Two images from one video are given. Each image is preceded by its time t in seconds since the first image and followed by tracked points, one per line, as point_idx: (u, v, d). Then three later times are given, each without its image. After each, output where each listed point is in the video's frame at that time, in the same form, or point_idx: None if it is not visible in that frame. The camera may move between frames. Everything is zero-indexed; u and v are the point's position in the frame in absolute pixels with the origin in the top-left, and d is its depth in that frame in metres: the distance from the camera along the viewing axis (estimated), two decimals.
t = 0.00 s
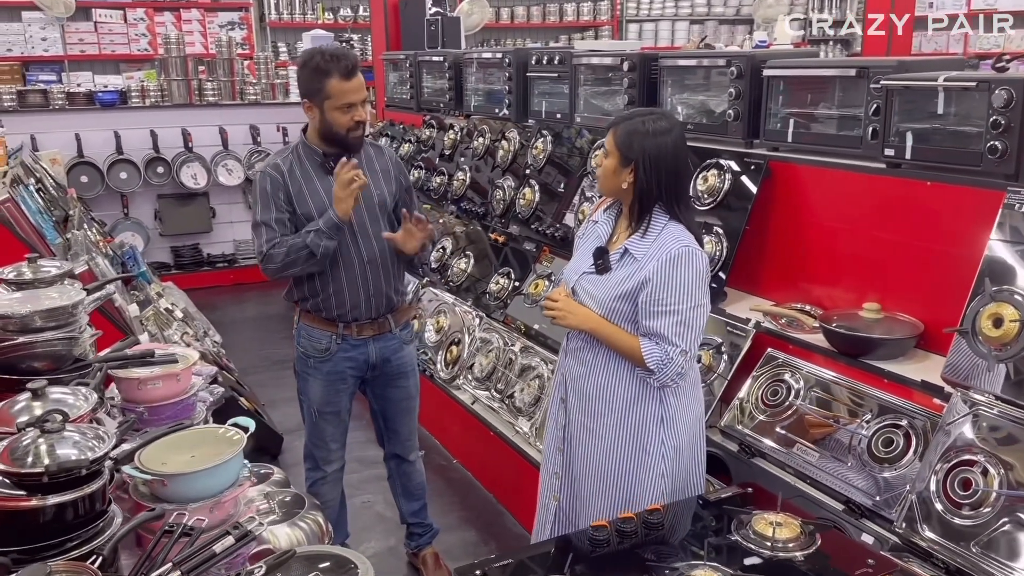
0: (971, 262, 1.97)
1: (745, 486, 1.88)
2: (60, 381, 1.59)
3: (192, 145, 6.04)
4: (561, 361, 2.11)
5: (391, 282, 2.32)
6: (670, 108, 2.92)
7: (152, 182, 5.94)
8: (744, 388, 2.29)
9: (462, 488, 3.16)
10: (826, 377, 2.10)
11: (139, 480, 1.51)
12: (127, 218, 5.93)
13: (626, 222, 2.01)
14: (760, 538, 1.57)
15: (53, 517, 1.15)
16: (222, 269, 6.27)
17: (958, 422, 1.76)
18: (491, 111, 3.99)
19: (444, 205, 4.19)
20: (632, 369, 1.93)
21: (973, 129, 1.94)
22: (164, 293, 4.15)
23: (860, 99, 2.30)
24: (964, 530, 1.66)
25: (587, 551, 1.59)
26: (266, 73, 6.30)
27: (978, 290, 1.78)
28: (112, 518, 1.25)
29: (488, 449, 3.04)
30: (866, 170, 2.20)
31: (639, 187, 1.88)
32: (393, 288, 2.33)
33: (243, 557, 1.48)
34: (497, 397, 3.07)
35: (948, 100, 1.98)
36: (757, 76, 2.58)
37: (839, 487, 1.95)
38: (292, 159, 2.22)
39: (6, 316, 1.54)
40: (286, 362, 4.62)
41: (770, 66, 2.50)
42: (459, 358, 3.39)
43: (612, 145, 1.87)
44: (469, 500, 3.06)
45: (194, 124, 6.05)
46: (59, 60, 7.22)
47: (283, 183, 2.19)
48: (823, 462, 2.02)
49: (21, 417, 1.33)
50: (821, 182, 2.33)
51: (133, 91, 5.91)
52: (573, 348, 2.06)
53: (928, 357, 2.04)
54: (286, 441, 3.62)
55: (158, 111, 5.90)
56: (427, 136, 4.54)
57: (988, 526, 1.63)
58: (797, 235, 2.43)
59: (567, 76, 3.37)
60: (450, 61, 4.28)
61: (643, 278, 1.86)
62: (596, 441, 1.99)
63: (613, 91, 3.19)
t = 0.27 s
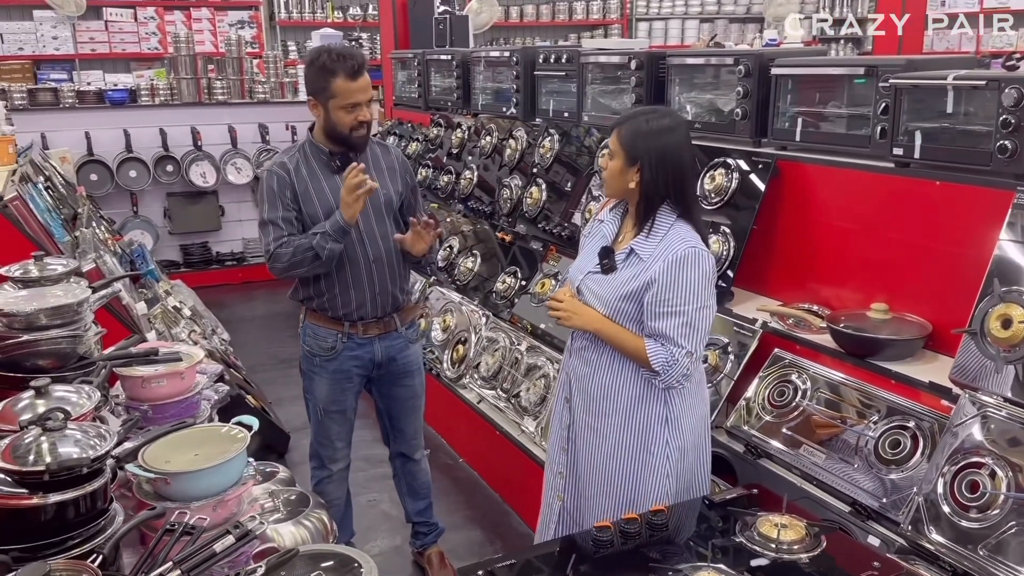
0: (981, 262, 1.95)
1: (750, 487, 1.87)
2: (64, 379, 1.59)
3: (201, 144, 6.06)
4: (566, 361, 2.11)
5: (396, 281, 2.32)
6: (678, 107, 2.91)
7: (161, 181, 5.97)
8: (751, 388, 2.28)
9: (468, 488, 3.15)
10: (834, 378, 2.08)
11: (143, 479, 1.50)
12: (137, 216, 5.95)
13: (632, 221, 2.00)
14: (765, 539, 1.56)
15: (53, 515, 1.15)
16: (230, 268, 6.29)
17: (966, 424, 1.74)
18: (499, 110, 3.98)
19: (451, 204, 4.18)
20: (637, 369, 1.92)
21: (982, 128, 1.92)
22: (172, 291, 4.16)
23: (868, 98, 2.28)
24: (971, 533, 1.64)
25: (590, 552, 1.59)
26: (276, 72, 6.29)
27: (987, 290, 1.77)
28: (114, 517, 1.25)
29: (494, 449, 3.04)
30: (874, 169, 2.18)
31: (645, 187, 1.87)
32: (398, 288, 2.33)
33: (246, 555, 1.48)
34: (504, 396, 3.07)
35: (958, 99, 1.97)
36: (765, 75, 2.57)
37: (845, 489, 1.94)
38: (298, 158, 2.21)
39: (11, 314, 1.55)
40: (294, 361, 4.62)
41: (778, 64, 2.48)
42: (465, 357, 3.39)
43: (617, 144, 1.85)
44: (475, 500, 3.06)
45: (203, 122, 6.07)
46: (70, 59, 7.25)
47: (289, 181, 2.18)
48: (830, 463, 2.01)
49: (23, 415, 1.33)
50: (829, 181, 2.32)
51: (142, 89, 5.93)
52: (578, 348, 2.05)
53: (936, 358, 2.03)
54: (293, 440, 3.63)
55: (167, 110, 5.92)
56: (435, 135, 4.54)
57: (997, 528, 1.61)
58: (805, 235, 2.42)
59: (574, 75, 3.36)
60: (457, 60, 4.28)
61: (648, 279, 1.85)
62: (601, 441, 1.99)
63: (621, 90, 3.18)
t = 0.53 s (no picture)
0: (987, 262, 1.93)
1: (752, 487, 1.86)
2: (65, 375, 1.60)
3: (207, 140, 6.07)
4: (568, 359, 2.10)
5: (399, 278, 2.31)
6: (683, 105, 2.89)
7: (168, 177, 5.98)
8: (755, 387, 2.27)
9: (471, 485, 3.15)
10: (838, 378, 2.07)
11: (142, 476, 1.50)
12: (143, 213, 5.97)
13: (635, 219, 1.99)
14: (767, 540, 1.55)
15: (51, 513, 1.15)
16: (236, 264, 6.30)
17: (972, 424, 1.73)
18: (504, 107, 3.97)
19: (456, 201, 4.17)
20: (640, 368, 1.91)
21: (989, 126, 1.91)
22: (178, 288, 4.17)
23: (875, 96, 2.26)
24: (976, 535, 1.63)
25: (591, 552, 1.58)
26: (282, 69, 6.27)
27: (993, 290, 1.75)
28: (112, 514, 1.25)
29: (497, 446, 3.03)
30: (881, 168, 2.17)
31: (648, 185, 1.86)
32: (400, 285, 2.32)
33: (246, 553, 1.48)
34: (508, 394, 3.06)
35: (965, 97, 1.95)
36: (771, 72, 2.55)
37: (849, 489, 1.92)
38: (301, 156, 2.21)
39: (13, 310, 1.55)
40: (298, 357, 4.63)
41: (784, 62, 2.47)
42: (469, 355, 3.39)
43: (621, 142, 1.84)
44: (478, 498, 3.05)
45: (209, 119, 6.08)
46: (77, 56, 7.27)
47: (291, 179, 2.18)
48: (834, 463, 2.00)
49: (23, 412, 1.33)
50: (835, 180, 2.30)
51: (149, 86, 5.94)
52: (580, 346, 2.04)
53: (942, 359, 2.01)
54: (297, 437, 3.63)
55: (174, 106, 5.93)
56: (440, 132, 4.54)
57: (1002, 530, 1.60)
58: (810, 234, 2.40)
59: (579, 72, 3.35)
60: (463, 57, 4.27)
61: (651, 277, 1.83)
62: (603, 440, 1.98)
63: (626, 87, 3.16)
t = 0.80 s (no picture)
0: (989, 262, 1.92)
1: (752, 486, 1.85)
2: (64, 371, 1.59)
3: (212, 136, 6.07)
4: (569, 358, 2.09)
5: (399, 274, 2.31)
6: (687, 102, 2.88)
7: (172, 173, 5.98)
8: (758, 384, 2.27)
9: (472, 482, 3.15)
10: (840, 377, 2.06)
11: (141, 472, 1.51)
12: (147, 208, 5.97)
13: (638, 217, 1.99)
14: (767, 540, 1.54)
15: (49, 509, 1.15)
16: (240, 260, 6.30)
17: (974, 424, 1.72)
18: (507, 103, 3.96)
19: (460, 198, 4.17)
20: (641, 368, 1.90)
21: (994, 125, 1.90)
22: (181, 283, 4.17)
23: (879, 93, 2.25)
24: (977, 535, 1.62)
25: (590, 550, 1.57)
26: (286, 66, 6.35)
27: (996, 289, 1.74)
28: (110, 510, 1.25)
29: (498, 443, 3.03)
30: (884, 166, 2.16)
31: (652, 183, 1.85)
32: (400, 281, 2.31)
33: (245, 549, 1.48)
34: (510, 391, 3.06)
35: (969, 96, 1.94)
36: (774, 69, 2.53)
37: (850, 488, 1.91)
38: (302, 151, 2.20)
39: (13, 306, 1.55)
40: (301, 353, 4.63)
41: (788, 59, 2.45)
42: (471, 352, 3.39)
43: (625, 139, 1.83)
44: (478, 494, 3.05)
45: (214, 115, 6.08)
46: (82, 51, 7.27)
47: (292, 173, 2.17)
48: (835, 463, 1.99)
49: (22, 408, 1.33)
50: (838, 178, 2.29)
51: (153, 81, 5.94)
52: (581, 345, 2.03)
53: (944, 358, 2.00)
54: (299, 432, 3.63)
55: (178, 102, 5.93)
56: (444, 129, 4.53)
57: (1003, 531, 1.59)
58: (813, 232, 2.39)
59: (583, 69, 3.34)
60: (467, 53, 4.26)
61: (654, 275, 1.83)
62: (603, 438, 1.98)
63: (630, 84, 3.15)
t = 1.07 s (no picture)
0: (990, 260, 1.91)
1: (750, 483, 1.85)
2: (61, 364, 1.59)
3: (213, 130, 6.07)
4: (569, 353, 2.08)
5: (399, 270, 2.30)
6: (688, 98, 2.87)
7: (173, 167, 5.98)
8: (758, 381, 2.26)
9: (471, 477, 3.15)
10: (839, 375, 2.06)
11: (138, 466, 1.50)
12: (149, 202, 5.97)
13: (639, 213, 1.98)
14: (764, 538, 1.54)
15: (42, 502, 1.14)
16: (242, 254, 6.30)
17: (973, 423, 1.71)
18: (509, 99, 3.95)
19: (461, 193, 4.16)
20: (640, 364, 1.90)
21: (996, 122, 1.89)
22: (181, 277, 4.17)
23: (882, 90, 2.24)
24: (975, 535, 1.62)
25: (587, 547, 1.57)
26: (288, 59, 6.31)
27: (997, 287, 1.72)
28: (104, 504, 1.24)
29: (497, 439, 3.03)
30: (885, 163, 2.15)
31: (653, 179, 1.84)
32: (400, 277, 2.31)
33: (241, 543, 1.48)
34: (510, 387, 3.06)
35: (971, 93, 1.93)
36: (776, 66, 2.52)
37: (849, 486, 1.92)
38: (308, 142, 2.19)
39: (10, 298, 1.55)
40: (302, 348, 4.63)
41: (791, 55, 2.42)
42: (471, 348, 3.38)
43: (624, 137, 1.82)
44: (477, 490, 3.05)
45: (216, 109, 6.07)
46: (85, 44, 7.27)
47: (300, 164, 2.16)
48: (833, 461, 1.99)
49: (17, 401, 1.33)
50: (839, 175, 2.28)
51: (155, 75, 5.94)
52: (581, 340, 2.03)
53: (945, 356, 2.00)
54: (298, 427, 3.63)
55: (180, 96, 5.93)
56: (445, 124, 4.52)
57: (1002, 530, 1.58)
58: (814, 229, 2.39)
59: (584, 65, 3.33)
60: (469, 48, 4.24)
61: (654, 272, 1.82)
62: (602, 434, 1.97)
63: (631, 80, 3.14)
